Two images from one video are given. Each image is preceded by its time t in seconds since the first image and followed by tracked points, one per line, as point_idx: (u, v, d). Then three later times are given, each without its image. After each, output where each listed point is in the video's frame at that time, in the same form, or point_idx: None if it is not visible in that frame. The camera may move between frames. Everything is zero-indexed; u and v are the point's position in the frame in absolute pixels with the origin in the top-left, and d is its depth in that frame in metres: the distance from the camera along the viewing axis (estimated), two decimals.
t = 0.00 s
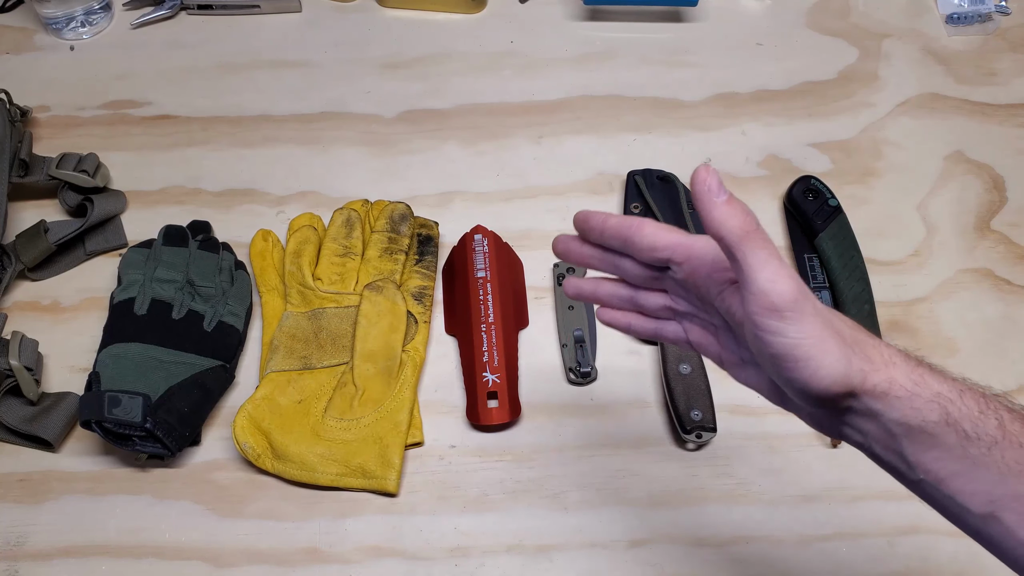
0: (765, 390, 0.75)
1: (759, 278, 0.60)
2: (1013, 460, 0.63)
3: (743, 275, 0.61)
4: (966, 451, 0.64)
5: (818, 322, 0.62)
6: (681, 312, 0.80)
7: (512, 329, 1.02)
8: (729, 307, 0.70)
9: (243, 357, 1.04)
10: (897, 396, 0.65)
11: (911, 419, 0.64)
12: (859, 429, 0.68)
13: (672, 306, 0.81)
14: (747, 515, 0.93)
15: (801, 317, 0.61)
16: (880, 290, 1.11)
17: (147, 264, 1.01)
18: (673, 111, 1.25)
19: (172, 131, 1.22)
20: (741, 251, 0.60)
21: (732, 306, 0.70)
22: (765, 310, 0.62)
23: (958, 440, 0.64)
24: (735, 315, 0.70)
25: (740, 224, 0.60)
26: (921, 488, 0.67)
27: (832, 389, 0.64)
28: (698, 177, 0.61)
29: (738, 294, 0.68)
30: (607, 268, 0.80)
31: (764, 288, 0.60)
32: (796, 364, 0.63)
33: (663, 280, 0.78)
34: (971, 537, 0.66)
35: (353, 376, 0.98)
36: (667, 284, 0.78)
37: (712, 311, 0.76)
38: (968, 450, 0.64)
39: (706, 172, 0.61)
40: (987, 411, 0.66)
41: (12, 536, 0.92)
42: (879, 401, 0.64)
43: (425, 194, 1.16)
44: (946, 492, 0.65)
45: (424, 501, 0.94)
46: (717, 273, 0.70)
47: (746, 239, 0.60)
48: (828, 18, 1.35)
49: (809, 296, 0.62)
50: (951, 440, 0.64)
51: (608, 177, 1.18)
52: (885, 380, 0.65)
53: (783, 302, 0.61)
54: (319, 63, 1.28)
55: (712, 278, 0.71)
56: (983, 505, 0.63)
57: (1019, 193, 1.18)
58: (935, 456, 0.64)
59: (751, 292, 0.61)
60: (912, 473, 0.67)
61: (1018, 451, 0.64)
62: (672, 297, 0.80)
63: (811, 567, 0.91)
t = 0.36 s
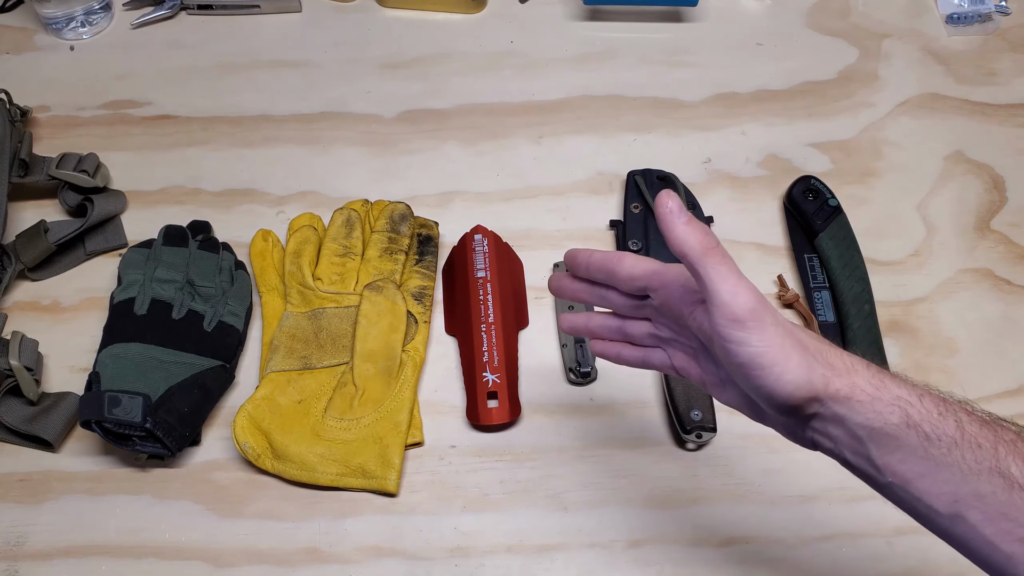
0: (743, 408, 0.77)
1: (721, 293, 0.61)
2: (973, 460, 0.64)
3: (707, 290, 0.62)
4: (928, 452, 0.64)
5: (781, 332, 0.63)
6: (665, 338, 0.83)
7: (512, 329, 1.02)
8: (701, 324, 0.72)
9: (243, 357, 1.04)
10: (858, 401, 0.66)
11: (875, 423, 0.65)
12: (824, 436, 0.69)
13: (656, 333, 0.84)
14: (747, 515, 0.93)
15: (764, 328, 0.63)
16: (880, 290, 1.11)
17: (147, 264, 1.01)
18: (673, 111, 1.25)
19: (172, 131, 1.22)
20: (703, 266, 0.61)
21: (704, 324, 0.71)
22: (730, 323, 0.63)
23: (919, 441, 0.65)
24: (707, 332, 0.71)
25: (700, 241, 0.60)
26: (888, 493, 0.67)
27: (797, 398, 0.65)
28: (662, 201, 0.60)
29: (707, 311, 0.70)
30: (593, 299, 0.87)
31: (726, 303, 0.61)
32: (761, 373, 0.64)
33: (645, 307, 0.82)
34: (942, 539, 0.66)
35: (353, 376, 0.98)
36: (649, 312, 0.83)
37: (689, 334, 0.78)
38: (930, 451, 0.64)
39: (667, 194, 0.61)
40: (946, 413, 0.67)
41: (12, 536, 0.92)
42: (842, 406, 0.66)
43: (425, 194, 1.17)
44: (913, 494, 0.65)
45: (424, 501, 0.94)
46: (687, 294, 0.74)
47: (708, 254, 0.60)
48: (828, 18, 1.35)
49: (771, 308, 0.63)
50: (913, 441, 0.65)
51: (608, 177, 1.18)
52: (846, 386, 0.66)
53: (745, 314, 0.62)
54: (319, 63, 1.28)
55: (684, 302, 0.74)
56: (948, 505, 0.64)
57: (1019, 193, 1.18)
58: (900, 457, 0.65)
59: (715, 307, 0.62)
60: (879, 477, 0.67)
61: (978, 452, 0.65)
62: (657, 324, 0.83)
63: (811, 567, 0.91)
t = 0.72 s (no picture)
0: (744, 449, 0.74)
1: (695, 340, 0.60)
2: (963, 486, 0.60)
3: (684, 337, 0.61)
4: (916, 479, 0.62)
5: (760, 372, 0.61)
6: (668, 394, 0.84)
7: (512, 329, 1.02)
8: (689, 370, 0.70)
9: (243, 357, 1.04)
10: (844, 432, 0.63)
11: (862, 453, 0.62)
12: (816, 467, 0.66)
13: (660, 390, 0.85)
14: (747, 515, 0.93)
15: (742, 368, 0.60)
16: (880, 290, 1.11)
17: (147, 264, 1.01)
18: (673, 111, 1.25)
19: (172, 131, 1.22)
20: (677, 315, 0.60)
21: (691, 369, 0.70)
22: (708, 366, 0.61)
23: (909, 469, 0.62)
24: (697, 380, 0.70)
25: (671, 292, 0.60)
26: (884, 520, 0.65)
27: (784, 436, 0.62)
28: (632, 255, 0.60)
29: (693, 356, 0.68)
30: (592, 360, 0.87)
31: (701, 349, 0.60)
32: (745, 414, 0.62)
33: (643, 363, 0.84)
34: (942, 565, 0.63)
35: (353, 376, 0.98)
36: (648, 367, 0.84)
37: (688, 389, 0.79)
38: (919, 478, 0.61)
39: (637, 250, 0.60)
40: (936, 438, 0.63)
41: (12, 536, 0.92)
42: (830, 440, 0.63)
43: (425, 194, 1.16)
44: (907, 522, 0.63)
45: (424, 501, 0.94)
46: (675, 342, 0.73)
47: (680, 303, 0.60)
48: (828, 18, 1.35)
49: (746, 347, 0.62)
50: (901, 469, 0.62)
51: (608, 178, 1.18)
52: (833, 419, 0.63)
53: (722, 358, 0.60)
54: (319, 63, 1.28)
55: (671, 355, 0.75)
56: (942, 532, 0.61)
57: (1019, 193, 1.18)
58: (891, 486, 0.62)
59: (692, 352, 0.61)
60: (873, 505, 0.64)
61: (970, 477, 0.61)
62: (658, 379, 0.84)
63: (811, 567, 0.91)
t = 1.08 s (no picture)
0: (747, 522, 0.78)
1: (650, 422, 0.69)
2: (922, 529, 0.64)
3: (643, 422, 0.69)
4: (881, 526, 0.65)
5: (715, 444, 0.69)
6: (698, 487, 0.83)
7: (512, 329, 1.02)
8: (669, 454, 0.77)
9: (243, 357, 1.04)
10: (807, 488, 0.67)
11: (826, 506, 0.67)
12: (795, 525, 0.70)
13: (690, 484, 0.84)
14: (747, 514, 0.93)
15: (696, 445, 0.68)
16: (880, 290, 1.11)
17: (147, 264, 1.01)
18: (673, 111, 1.25)
19: (172, 131, 1.22)
20: (633, 405, 0.69)
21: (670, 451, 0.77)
22: (669, 446, 0.69)
23: (870, 517, 0.65)
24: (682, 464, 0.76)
25: (623, 384, 0.69)
26: (863, 567, 0.68)
27: (751, 499, 0.68)
28: (586, 361, 0.69)
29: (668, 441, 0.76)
30: (604, 457, 0.91)
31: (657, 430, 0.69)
32: (710, 484, 0.69)
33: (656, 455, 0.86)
34: None
35: (353, 376, 0.98)
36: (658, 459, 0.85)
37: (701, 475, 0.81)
38: (882, 526, 0.65)
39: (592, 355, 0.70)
40: (895, 486, 0.67)
41: (12, 536, 0.92)
42: (796, 501, 0.68)
43: (425, 194, 1.16)
44: (879, 568, 0.66)
45: (424, 501, 0.94)
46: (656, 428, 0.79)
47: (634, 394, 0.69)
48: (828, 19, 1.35)
49: (700, 424, 0.70)
50: (864, 518, 0.65)
51: (608, 178, 1.18)
52: (795, 479, 0.68)
53: (676, 436, 0.68)
54: (319, 63, 1.28)
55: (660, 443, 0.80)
56: (908, 571, 0.64)
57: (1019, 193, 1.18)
58: (857, 536, 0.66)
59: (654, 435, 0.69)
60: (849, 555, 0.68)
61: (929, 519, 0.64)
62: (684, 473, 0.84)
63: (811, 567, 0.90)
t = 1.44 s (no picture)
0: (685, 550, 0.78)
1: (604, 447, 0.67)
2: (875, 555, 0.66)
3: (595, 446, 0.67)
4: (833, 553, 0.67)
5: (667, 471, 0.68)
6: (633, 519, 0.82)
7: (512, 329, 1.02)
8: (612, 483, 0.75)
9: (243, 357, 1.04)
10: (759, 516, 0.68)
11: (778, 534, 0.68)
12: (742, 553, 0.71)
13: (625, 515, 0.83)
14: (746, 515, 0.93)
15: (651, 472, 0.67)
16: (880, 290, 1.11)
17: (147, 264, 1.01)
18: (673, 111, 1.25)
19: (172, 131, 1.22)
20: (586, 428, 0.66)
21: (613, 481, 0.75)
22: (621, 472, 0.67)
23: (821, 543, 0.67)
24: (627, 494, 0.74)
25: (575, 407, 0.67)
26: None
27: (702, 528, 0.68)
28: (537, 383, 0.65)
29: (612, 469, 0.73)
30: (543, 484, 0.91)
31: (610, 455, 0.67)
32: (662, 511, 0.68)
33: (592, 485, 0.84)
34: None
35: (353, 376, 0.98)
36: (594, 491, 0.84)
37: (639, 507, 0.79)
38: (834, 553, 0.67)
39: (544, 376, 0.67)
40: (844, 512, 0.69)
41: (12, 536, 0.92)
42: (748, 528, 0.68)
43: (425, 194, 1.16)
44: None
45: (424, 501, 0.94)
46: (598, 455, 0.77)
47: (585, 418, 0.66)
48: (827, 19, 1.35)
49: (653, 450, 0.69)
50: (817, 545, 0.68)
51: (608, 178, 1.18)
52: (747, 507, 0.68)
53: (630, 462, 0.67)
54: (319, 63, 1.28)
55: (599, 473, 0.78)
56: None
57: (1018, 193, 1.18)
58: (807, 562, 0.68)
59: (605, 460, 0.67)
60: None
61: (878, 546, 0.67)
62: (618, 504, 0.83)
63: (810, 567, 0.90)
